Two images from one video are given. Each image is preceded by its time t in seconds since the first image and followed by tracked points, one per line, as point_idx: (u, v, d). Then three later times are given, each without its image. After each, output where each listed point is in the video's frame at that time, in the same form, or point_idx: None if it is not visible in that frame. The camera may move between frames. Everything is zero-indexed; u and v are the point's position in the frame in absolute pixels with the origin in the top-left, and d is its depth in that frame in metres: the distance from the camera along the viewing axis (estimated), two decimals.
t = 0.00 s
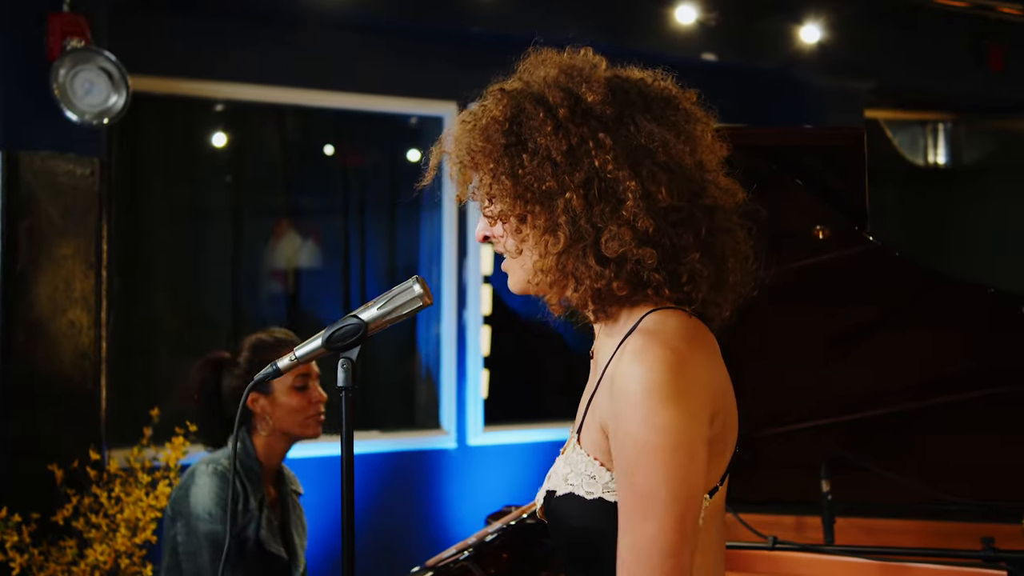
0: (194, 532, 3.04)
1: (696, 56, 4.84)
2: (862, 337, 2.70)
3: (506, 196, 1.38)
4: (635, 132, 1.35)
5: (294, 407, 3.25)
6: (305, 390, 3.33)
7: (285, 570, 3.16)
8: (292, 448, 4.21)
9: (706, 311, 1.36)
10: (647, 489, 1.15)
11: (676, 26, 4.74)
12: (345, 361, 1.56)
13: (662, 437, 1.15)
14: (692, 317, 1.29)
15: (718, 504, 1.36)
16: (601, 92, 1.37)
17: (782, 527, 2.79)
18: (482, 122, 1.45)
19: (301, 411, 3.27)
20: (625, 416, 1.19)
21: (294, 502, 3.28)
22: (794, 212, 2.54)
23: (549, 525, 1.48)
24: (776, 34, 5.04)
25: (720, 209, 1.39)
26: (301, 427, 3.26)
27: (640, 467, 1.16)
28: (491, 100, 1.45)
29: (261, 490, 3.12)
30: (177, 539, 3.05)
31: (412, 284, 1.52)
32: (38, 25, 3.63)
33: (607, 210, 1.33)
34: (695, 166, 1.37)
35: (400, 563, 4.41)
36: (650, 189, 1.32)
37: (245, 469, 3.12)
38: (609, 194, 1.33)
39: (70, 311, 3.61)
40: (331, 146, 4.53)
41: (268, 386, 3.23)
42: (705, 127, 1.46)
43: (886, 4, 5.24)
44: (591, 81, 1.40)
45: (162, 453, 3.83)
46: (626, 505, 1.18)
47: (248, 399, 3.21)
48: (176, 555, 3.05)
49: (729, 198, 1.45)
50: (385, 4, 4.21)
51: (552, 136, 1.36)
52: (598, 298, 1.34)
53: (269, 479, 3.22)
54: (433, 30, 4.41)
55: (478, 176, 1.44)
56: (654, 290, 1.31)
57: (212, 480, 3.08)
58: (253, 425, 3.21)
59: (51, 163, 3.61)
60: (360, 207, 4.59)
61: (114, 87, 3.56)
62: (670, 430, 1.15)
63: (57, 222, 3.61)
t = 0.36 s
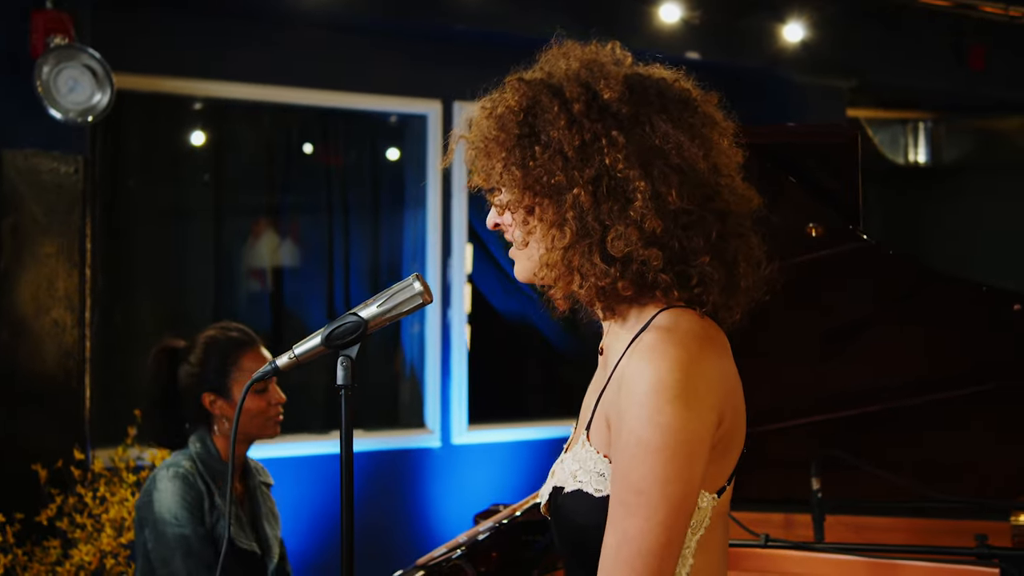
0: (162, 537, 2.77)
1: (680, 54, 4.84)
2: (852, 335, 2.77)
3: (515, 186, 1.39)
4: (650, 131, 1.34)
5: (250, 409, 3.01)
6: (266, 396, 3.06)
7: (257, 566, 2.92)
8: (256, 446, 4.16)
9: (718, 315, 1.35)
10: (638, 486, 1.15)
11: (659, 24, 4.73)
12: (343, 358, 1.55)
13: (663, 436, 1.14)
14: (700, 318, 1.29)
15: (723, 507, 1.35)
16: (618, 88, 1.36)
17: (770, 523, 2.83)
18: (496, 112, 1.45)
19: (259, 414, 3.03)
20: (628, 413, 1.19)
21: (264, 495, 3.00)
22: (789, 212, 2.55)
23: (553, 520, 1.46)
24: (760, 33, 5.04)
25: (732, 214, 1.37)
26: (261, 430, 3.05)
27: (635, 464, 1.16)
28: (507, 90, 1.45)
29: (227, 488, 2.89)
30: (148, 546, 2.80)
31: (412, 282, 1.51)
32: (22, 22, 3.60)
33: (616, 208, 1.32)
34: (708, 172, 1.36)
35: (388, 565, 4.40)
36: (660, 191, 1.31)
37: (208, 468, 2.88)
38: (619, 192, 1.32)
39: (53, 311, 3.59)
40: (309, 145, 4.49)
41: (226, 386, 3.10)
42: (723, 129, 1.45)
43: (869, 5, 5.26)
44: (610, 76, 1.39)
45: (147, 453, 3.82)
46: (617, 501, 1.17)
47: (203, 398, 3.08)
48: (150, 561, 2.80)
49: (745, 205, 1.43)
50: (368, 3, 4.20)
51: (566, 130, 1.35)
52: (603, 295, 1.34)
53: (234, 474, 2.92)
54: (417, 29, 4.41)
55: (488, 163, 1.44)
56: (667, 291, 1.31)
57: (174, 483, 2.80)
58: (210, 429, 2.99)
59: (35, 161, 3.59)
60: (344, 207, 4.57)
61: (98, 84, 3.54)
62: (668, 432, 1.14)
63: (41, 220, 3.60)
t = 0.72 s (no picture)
0: (151, 529, 2.75)
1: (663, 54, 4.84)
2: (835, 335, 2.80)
3: (521, 176, 1.40)
4: (659, 134, 1.34)
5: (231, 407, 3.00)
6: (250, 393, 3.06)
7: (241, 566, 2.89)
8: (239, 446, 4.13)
9: (713, 325, 1.34)
10: (653, 498, 1.14)
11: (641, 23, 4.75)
12: (338, 358, 1.54)
13: (671, 447, 1.14)
14: (697, 323, 1.28)
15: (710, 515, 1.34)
16: (633, 90, 1.36)
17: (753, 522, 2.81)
18: (511, 103, 1.46)
19: (244, 410, 3.02)
20: (629, 424, 1.18)
21: (250, 497, 3.00)
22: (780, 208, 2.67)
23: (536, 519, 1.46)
24: (743, 33, 5.04)
25: (734, 224, 1.37)
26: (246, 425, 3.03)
27: (646, 475, 1.15)
28: (523, 82, 1.46)
29: (213, 484, 2.88)
30: (136, 539, 2.76)
31: (408, 280, 1.51)
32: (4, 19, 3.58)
33: (617, 211, 1.32)
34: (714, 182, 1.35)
35: (372, 565, 4.39)
36: (661, 198, 1.31)
37: (195, 464, 2.86)
38: (622, 196, 1.33)
39: (36, 310, 3.57)
40: (288, 143, 4.48)
41: (208, 386, 3.08)
42: (735, 136, 1.44)
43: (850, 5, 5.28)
44: (626, 77, 1.39)
45: (131, 452, 3.81)
46: (632, 513, 1.17)
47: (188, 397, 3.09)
48: (137, 554, 2.76)
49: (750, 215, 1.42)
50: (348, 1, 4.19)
51: (575, 127, 1.36)
52: (598, 295, 1.35)
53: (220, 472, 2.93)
54: (400, 28, 4.40)
55: (500, 154, 1.45)
56: (665, 298, 1.29)
57: (163, 476, 2.79)
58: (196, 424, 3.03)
59: (17, 159, 3.57)
60: (327, 204, 4.56)
61: (81, 82, 3.53)
62: (677, 441, 1.14)
63: (23, 219, 3.57)
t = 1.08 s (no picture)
0: (139, 537, 2.77)
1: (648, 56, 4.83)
2: (828, 337, 2.86)
3: (521, 180, 1.41)
4: (654, 141, 1.32)
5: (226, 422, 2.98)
6: (242, 417, 3.01)
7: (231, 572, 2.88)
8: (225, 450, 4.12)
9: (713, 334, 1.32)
10: (656, 501, 1.15)
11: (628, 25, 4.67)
12: (342, 362, 1.55)
13: (673, 451, 1.15)
14: (694, 331, 1.28)
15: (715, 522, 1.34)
16: (632, 95, 1.34)
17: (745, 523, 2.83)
18: (519, 106, 1.46)
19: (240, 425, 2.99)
20: (632, 430, 1.19)
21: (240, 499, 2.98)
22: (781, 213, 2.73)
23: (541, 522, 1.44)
24: (729, 36, 5.03)
25: (736, 232, 1.34)
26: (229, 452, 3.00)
27: (648, 479, 1.16)
28: (534, 86, 1.46)
29: (202, 490, 2.87)
30: (124, 546, 2.79)
31: (413, 285, 1.50)
32: None
33: (608, 218, 1.32)
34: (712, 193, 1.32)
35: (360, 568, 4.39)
36: (653, 208, 1.30)
37: (184, 473, 2.85)
38: (615, 203, 1.32)
39: (24, 313, 3.55)
40: (270, 146, 4.46)
41: (209, 390, 3.04)
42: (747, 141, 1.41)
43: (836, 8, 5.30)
44: (630, 80, 1.37)
45: (119, 455, 3.81)
46: (633, 517, 1.17)
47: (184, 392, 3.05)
48: (126, 561, 2.79)
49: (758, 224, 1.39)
50: (338, 3, 4.18)
51: (570, 133, 1.35)
52: (595, 301, 1.36)
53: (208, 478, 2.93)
54: (388, 30, 4.40)
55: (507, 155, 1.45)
56: (661, 306, 1.30)
57: (150, 485, 2.80)
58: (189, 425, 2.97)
59: (7, 162, 3.54)
60: (314, 209, 4.58)
61: (68, 85, 3.52)
62: (681, 447, 1.15)
63: (10, 221, 3.53)
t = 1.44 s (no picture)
0: (131, 536, 2.45)
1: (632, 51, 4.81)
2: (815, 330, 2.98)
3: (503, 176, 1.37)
4: (612, 124, 1.25)
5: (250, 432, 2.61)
6: (259, 422, 2.71)
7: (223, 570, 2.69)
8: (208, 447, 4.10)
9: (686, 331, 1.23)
10: (608, 490, 1.14)
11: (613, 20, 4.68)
12: (341, 354, 1.54)
13: (629, 440, 1.13)
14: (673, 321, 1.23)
15: (706, 506, 1.31)
16: (595, 84, 1.28)
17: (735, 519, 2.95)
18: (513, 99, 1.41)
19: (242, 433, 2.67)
20: (597, 415, 1.18)
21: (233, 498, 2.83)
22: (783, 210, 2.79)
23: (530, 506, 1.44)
24: (712, 31, 5.01)
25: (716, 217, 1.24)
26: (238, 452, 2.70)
27: (604, 465, 1.15)
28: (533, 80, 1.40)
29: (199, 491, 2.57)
30: (114, 545, 2.47)
31: (412, 277, 1.50)
32: None
33: (570, 207, 1.27)
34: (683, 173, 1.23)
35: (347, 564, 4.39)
36: (611, 197, 1.24)
37: (181, 470, 2.57)
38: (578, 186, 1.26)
39: (6, 308, 3.52)
40: (248, 140, 4.41)
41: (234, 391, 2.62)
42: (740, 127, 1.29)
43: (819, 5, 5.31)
44: (604, 68, 1.30)
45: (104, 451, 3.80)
46: (591, 501, 1.17)
47: (201, 389, 2.60)
48: (115, 562, 2.47)
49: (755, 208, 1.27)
50: None
51: (535, 125, 1.31)
52: (570, 292, 1.31)
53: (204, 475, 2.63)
54: (373, 26, 4.39)
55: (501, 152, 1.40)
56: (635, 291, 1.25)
57: (146, 481, 2.50)
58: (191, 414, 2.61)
59: None
60: (298, 204, 4.54)
61: (52, 78, 3.50)
62: (640, 437, 1.13)
63: None
